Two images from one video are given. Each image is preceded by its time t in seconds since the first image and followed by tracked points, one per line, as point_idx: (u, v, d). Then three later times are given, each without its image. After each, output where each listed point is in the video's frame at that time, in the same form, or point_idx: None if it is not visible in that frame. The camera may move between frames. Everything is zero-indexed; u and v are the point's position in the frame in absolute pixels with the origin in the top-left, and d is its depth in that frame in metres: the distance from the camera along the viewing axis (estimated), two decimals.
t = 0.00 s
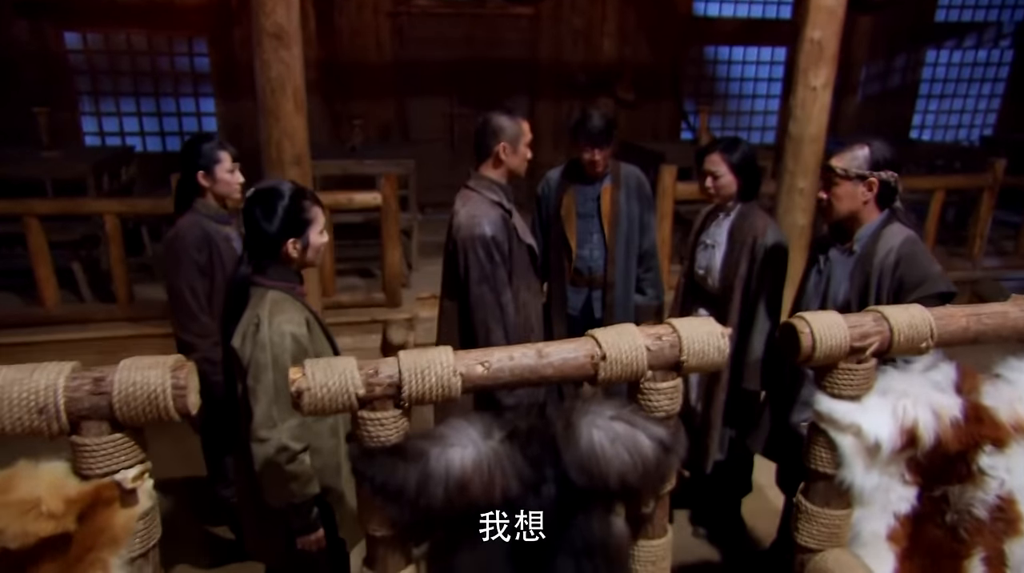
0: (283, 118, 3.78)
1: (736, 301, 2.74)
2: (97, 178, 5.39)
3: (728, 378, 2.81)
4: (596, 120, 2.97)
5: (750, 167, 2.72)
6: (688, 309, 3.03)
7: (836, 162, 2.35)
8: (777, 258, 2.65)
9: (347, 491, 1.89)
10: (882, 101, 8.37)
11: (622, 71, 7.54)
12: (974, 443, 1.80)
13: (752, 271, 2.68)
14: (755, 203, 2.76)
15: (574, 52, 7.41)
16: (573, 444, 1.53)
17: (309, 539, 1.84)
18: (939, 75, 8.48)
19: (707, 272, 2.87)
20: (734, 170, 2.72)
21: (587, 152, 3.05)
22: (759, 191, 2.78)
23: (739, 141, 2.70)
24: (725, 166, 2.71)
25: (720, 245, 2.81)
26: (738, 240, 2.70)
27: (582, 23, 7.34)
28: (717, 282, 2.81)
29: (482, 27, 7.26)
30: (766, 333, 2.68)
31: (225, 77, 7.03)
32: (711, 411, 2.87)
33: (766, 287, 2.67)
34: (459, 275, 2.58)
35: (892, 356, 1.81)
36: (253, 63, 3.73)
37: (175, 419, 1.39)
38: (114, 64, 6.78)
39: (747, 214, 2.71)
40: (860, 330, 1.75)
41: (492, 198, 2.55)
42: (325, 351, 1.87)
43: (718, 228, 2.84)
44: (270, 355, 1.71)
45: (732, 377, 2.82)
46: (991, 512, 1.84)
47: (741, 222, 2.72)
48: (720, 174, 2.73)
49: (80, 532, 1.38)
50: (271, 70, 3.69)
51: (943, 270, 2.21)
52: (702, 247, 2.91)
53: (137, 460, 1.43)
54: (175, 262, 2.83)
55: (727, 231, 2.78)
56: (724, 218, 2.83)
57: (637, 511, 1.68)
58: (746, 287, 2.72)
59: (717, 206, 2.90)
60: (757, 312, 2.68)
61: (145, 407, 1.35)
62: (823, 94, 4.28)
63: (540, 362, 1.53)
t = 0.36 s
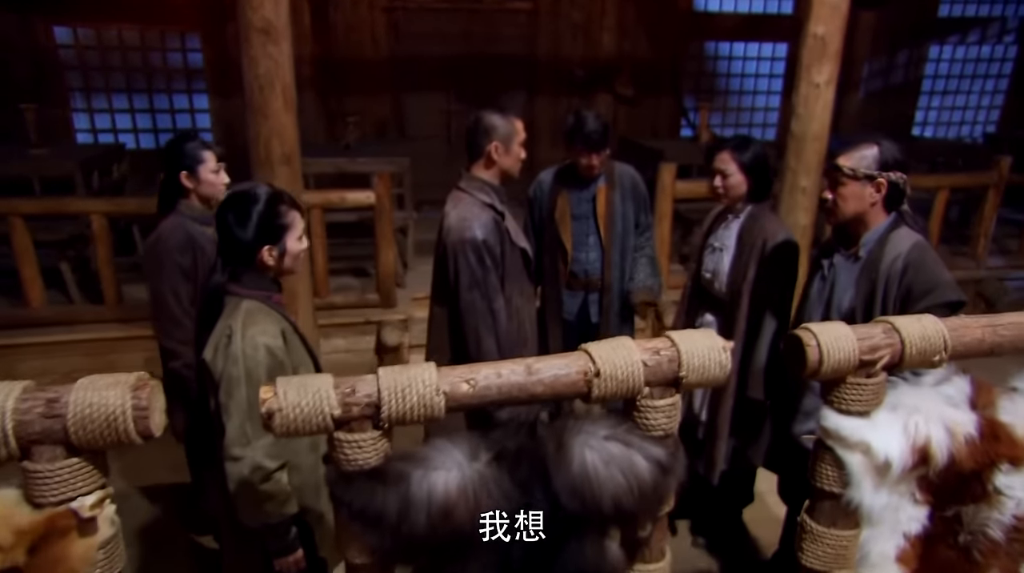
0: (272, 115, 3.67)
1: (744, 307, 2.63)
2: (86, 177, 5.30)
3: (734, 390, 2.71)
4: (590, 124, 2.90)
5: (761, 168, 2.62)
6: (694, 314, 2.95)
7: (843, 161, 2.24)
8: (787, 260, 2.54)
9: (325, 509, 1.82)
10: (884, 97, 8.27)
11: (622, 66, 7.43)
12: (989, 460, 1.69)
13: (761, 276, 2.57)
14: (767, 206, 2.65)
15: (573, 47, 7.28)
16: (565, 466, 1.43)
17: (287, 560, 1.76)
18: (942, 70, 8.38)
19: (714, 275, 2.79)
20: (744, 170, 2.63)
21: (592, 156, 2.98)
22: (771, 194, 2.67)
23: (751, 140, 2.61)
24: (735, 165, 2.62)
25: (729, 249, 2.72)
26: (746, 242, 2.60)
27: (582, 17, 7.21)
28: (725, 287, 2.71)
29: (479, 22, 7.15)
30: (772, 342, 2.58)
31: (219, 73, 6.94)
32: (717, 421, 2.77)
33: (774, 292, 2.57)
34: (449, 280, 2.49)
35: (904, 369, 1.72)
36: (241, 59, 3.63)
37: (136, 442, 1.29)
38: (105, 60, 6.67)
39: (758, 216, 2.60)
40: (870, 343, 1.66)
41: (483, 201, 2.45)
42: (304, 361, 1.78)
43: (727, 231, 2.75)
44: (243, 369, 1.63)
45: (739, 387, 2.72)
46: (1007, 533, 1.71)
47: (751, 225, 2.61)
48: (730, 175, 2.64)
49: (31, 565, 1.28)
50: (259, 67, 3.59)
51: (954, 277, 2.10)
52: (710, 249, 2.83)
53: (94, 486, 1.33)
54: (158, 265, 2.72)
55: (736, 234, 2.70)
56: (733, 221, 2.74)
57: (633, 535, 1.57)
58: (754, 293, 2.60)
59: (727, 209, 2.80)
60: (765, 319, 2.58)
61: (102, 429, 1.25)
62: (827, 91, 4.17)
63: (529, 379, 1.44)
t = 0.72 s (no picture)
0: (257, 110, 3.57)
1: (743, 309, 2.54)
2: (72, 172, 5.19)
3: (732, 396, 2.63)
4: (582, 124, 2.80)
5: (765, 165, 2.51)
6: (693, 317, 2.86)
7: (847, 158, 2.16)
8: (789, 262, 2.45)
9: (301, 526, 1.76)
10: (883, 90, 8.16)
11: (619, 59, 7.31)
12: (1002, 476, 1.58)
13: (762, 277, 2.48)
14: (771, 205, 2.55)
15: (569, 40, 7.16)
16: (552, 486, 1.34)
17: None
18: (942, 63, 8.28)
19: (715, 276, 2.69)
20: (745, 168, 2.53)
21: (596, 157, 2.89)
22: (775, 193, 2.57)
23: (755, 138, 2.50)
24: (737, 162, 2.53)
25: (731, 248, 2.62)
26: (747, 243, 2.51)
27: (578, 9, 7.08)
28: (724, 289, 2.62)
29: (474, 14, 7.03)
30: (771, 346, 2.49)
31: (209, 66, 6.81)
32: (715, 427, 2.69)
33: (776, 294, 2.48)
34: (436, 283, 2.39)
35: (912, 380, 1.63)
36: (224, 52, 3.52)
37: (90, 466, 1.19)
38: (93, 52, 6.55)
39: (761, 216, 2.51)
40: (876, 354, 1.58)
41: (471, 200, 2.36)
42: (278, 368, 1.70)
43: (729, 230, 2.66)
44: (210, 381, 1.54)
45: (738, 392, 2.63)
46: (1019, 551, 1.60)
47: (754, 225, 2.52)
48: (731, 172, 2.54)
49: None
50: (243, 60, 3.48)
51: (959, 279, 2.01)
52: (712, 248, 2.73)
53: (43, 514, 1.24)
54: (136, 266, 2.62)
55: (739, 233, 2.60)
56: (736, 219, 2.65)
57: (625, 557, 1.47)
58: (756, 296, 2.51)
59: (730, 207, 2.70)
60: (767, 322, 2.50)
61: (50, 453, 1.16)
62: (827, 85, 4.07)
63: (515, 397, 1.35)
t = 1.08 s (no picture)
0: (248, 104, 3.47)
1: (746, 312, 2.47)
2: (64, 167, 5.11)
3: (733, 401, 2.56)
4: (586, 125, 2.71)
5: (771, 164, 2.42)
6: (694, 320, 2.78)
7: (861, 155, 2.07)
8: (796, 264, 2.36)
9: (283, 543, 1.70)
10: (887, 84, 8.06)
11: (619, 52, 7.20)
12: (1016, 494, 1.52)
13: (766, 280, 2.40)
14: (776, 204, 2.46)
15: (569, 32, 7.06)
16: (542, 508, 1.26)
17: None
18: (946, 57, 8.17)
19: (717, 277, 2.60)
20: (750, 166, 2.44)
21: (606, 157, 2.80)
22: (782, 192, 2.47)
23: (761, 135, 2.41)
24: (741, 160, 2.44)
25: (734, 248, 2.53)
26: (752, 244, 2.43)
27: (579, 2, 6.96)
28: (727, 291, 2.54)
29: (473, 6, 6.93)
30: (775, 351, 2.41)
31: (204, 59, 6.72)
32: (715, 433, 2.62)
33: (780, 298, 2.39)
34: (427, 285, 2.31)
35: (924, 392, 1.56)
36: (214, 44, 3.43)
37: (46, 491, 1.12)
38: (88, 45, 6.46)
39: (767, 217, 2.42)
40: (885, 366, 1.50)
41: (464, 200, 2.27)
42: (256, 377, 1.63)
43: (733, 230, 2.57)
44: (183, 395, 1.50)
45: (740, 397, 2.55)
46: None
47: (759, 225, 2.43)
48: (736, 170, 2.46)
49: None
50: (233, 53, 3.39)
51: (973, 284, 1.93)
52: (714, 248, 2.65)
53: None
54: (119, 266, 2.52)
55: (743, 233, 2.51)
56: (740, 219, 2.56)
57: None
58: (759, 300, 2.44)
59: (735, 206, 2.61)
60: (771, 327, 2.40)
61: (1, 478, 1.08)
62: (831, 79, 3.97)
63: (503, 415, 1.27)
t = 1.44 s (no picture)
0: (239, 98, 3.40)
1: (746, 313, 2.40)
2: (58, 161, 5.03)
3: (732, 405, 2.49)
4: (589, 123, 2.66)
5: (775, 162, 2.34)
6: (693, 320, 2.71)
7: (877, 152, 1.99)
8: (800, 265, 2.29)
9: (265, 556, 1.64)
10: (891, 77, 7.96)
11: (620, 44, 7.10)
12: None
13: (767, 281, 2.33)
14: (778, 203, 2.39)
15: (569, 24, 6.96)
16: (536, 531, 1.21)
17: None
18: (951, 49, 8.06)
19: (717, 278, 2.53)
20: (752, 164, 2.37)
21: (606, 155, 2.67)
22: (784, 190, 2.40)
23: (764, 130, 2.33)
24: (743, 157, 2.36)
25: (735, 248, 2.46)
26: (753, 244, 2.36)
27: None
28: (727, 293, 2.47)
29: None
30: (778, 354, 2.33)
31: (201, 52, 6.63)
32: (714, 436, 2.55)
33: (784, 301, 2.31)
34: (419, 287, 2.25)
35: (934, 404, 1.49)
36: (204, 37, 3.34)
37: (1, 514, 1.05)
38: (83, 37, 6.37)
39: (769, 216, 2.35)
40: (893, 377, 1.43)
41: (458, 198, 2.20)
42: (236, 386, 1.58)
43: (733, 229, 2.50)
44: (159, 405, 1.43)
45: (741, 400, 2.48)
46: None
47: (761, 225, 2.36)
48: (737, 168, 2.38)
49: None
50: (224, 46, 3.31)
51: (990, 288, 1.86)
52: (714, 248, 2.57)
53: None
54: (106, 266, 2.44)
55: (744, 233, 2.44)
56: (740, 218, 2.49)
57: None
58: (760, 301, 2.37)
59: (735, 205, 2.54)
60: (773, 331, 2.31)
61: None
62: (835, 72, 3.89)
63: (491, 431, 1.20)
